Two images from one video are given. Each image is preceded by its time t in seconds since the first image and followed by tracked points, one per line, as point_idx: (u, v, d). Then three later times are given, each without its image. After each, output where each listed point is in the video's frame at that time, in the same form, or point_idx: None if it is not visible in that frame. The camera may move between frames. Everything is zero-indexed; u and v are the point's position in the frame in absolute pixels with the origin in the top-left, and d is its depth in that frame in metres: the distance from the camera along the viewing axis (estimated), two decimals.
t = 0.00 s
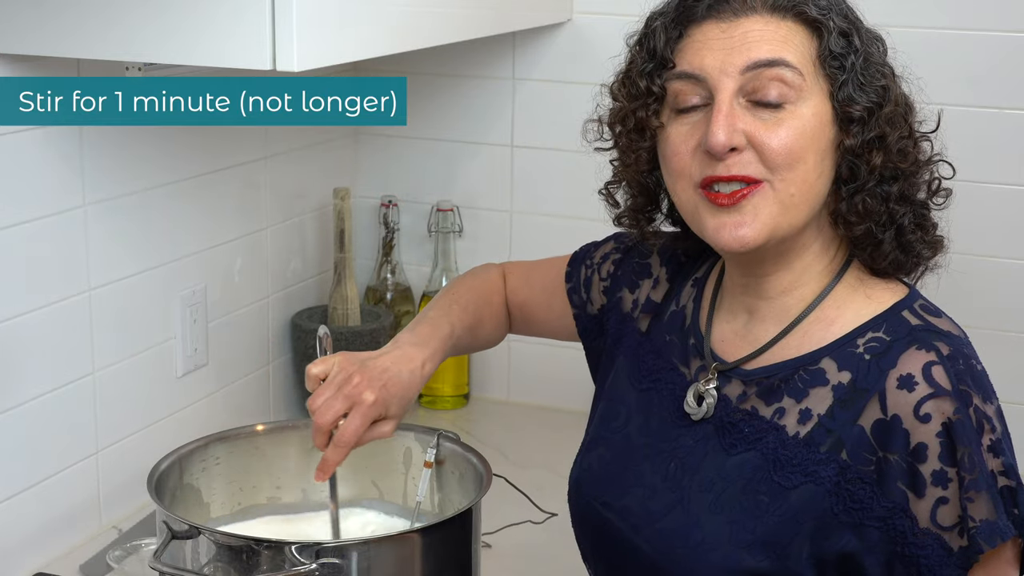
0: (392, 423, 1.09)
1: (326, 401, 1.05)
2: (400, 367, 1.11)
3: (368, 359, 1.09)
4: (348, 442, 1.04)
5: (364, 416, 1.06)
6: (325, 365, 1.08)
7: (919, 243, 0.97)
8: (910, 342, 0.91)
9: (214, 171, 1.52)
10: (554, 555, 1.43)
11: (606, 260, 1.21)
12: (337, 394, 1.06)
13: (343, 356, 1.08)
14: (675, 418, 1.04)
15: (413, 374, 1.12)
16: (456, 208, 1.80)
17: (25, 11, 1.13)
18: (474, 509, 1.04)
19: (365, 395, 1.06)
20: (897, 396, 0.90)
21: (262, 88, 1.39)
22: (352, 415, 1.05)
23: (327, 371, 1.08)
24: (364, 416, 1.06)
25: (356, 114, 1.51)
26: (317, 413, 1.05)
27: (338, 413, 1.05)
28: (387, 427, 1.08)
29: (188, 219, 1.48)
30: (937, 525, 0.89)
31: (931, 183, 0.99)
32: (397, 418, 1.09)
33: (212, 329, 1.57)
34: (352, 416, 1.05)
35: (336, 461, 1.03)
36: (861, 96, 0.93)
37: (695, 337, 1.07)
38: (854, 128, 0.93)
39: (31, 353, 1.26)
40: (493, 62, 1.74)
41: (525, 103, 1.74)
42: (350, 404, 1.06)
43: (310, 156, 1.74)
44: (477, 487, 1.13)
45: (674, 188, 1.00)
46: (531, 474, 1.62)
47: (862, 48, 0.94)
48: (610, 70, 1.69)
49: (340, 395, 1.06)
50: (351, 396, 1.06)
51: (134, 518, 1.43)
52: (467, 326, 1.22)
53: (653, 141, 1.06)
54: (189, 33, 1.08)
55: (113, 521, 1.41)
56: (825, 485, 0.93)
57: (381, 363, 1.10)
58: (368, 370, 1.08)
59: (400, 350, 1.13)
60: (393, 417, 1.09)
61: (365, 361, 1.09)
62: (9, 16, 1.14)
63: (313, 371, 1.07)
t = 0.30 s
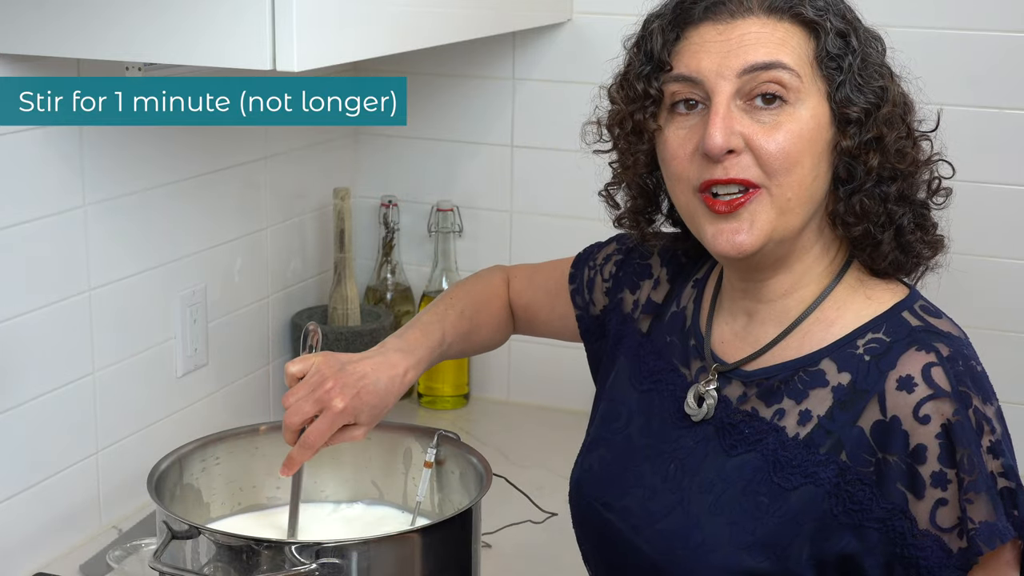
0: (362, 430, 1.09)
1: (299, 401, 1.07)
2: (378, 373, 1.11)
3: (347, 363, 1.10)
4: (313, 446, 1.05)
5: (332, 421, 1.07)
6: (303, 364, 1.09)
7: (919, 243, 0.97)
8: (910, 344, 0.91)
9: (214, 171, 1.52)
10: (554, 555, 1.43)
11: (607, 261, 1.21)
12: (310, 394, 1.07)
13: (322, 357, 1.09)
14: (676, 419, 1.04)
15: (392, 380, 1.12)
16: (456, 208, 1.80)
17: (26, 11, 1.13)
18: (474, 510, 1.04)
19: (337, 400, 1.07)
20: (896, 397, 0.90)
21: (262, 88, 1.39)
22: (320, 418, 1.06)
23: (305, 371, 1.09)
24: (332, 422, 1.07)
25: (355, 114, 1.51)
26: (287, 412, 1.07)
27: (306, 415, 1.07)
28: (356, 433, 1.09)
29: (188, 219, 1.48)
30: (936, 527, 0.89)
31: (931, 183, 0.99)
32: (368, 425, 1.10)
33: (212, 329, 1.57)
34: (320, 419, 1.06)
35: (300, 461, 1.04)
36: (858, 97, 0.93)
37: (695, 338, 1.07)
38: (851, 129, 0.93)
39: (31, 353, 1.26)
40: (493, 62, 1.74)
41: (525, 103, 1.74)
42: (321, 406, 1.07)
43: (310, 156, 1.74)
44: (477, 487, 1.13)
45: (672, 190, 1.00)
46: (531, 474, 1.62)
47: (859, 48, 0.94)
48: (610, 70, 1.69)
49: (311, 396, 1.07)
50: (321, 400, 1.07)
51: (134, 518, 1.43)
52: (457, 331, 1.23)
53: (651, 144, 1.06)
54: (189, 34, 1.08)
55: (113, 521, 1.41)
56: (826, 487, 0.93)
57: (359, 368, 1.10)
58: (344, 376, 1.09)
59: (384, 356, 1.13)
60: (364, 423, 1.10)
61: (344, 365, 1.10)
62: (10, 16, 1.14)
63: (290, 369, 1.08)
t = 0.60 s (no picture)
0: (337, 431, 1.11)
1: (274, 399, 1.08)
2: (356, 376, 1.12)
3: (326, 364, 1.11)
4: (287, 444, 1.07)
5: (307, 420, 1.08)
6: (282, 362, 1.11)
7: (923, 245, 0.97)
8: (915, 344, 0.91)
9: (214, 171, 1.52)
10: (554, 555, 1.43)
11: (609, 261, 1.21)
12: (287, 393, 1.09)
13: (301, 357, 1.11)
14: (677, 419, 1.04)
15: (369, 385, 1.13)
16: (455, 208, 1.80)
17: (26, 11, 1.13)
18: (474, 509, 1.04)
19: (312, 400, 1.08)
20: (901, 396, 0.90)
21: (262, 88, 1.39)
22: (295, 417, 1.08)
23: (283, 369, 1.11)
24: (307, 421, 1.08)
25: (356, 114, 1.52)
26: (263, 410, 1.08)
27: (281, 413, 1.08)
28: (330, 434, 1.10)
29: (188, 219, 1.48)
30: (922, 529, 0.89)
31: (937, 184, 0.99)
32: (343, 426, 1.11)
33: (212, 329, 1.57)
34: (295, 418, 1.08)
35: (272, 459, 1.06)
36: (865, 98, 0.93)
37: (699, 339, 1.07)
38: (856, 131, 0.93)
39: (31, 353, 1.26)
40: (493, 62, 1.74)
41: (525, 103, 1.74)
42: (297, 405, 1.08)
43: (310, 156, 1.74)
44: (477, 487, 1.13)
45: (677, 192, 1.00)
46: (531, 474, 1.62)
47: (866, 49, 0.94)
48: (610, 70, 1.69)
49: (286, 394, 1.08)
50: (297, 398, 1.08)
51: (134, 518, 1.43)
52: (443, 337, 1.23)
53: (657, 143, 1.06)
54: (190, 33, 1.08)
55: (112, 521, 1.41)
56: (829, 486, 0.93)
57: (336, 370, 1.11)
58: (321, 376, 1.10)
59: (361, 359, 1.14)
60: (338, 425, 1.11)
61: (322, 366, 1.11)
62: (10, 16, 1.14)
63: (269, 367, 1.10)
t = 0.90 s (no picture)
0: (318, 455, 1.13)
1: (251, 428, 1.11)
2: (333, 400, 1.14)
3: (302, 388, 1.13)
4: (265, 472, 1.10)
5: (285, 447, 1.11)
6: (258, 389, 1.13)
7: (937, 247, 0.98)
8: (923, 340, 0.91)
9: (214, 171, 1.52)
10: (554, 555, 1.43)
11: (608, 266, 1.21)
12: (264, 421, 1.12)
13: (275, 385, 1.13)
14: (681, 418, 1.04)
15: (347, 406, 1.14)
16: (456, 208, 1.80)
17: (25, 11, 1.13)
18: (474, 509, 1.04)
19: (288, 426, 1.11)
20: (904, 386, 0.90)
21: (262, 88, 1.40)
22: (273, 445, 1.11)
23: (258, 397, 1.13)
24: (285, 448, 1.11)
25: (355, 115, 1.53)
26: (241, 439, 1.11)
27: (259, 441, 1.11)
28: (311, 459, 1.12)
29: (188, 219, 1.48)
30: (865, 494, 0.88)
31: (951, 187, 1.00)
32: (323, 450, 1.13)
33: (212, 329, 1.57)
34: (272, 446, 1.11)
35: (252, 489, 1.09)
36: (886, 99, 0.93)
37: (705, 339, 1.07)
38: (877, 132, 0.94)
39: (31, 353, 1.26)
40: (493, 62, 1.74)
41: (525, 103, 1.74)
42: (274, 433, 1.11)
43: (310, 156, 1.74)
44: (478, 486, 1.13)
45: (696, 186, 1.00)
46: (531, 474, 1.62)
47: (888, 50, 0.95)
48: (610, 70, 1.69)
49: (263, 423, 1.11)
50: (275, 425, 1.11)
51: (134, 518, 1.43)
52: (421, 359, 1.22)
53: (675, 137, 1.06)
54: (190, 34, 1.08)
55: (112, 521, 1.41)
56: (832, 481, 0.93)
57: (313, 394, 1.13)
58: (298, 401, 1.12)
59: (335, 381, 1.14)
60: (318, 448, 1.13)
61: (298, 391, 1.13)
62: (9, 17, 1.14)
63: (243, 396, 1.12)
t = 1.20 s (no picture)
0: (357, 459, 1.12)
1: (290, 439, 1.09)
2: (361, 401, 1.14)
3: (330, 394, 1.13)
4: (314, 480, 1.08)
5: (328, 452, 1.10)
6: (288, 401, 1.11)
7: (936, 246, 0.98)
8: (922, 338, 0.91)
9: (215, 171, 1.52)
10: (554, 555, 1.43)
11: (607, 269, 1.21)
12: (301, 430, 1.10)
13: (304, 394, 1.12)
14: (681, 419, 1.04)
15: (374, 408, 1.15)
16: (456, 208, 1.80)
17: (26, 11, 1.13)
18: (474, 509, 1.04)
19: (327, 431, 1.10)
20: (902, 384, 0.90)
21: (262, 88, 1.40)
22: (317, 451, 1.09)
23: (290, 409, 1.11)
24: (329, 453, 1.10)
25: (356, 114, 1.53)
26: (281, 452, 1.09)
27: (301, 450, 1.09)
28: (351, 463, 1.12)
29: (188, 219, 1.48)
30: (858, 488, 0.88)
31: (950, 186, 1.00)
32: (361, 453, 1.13)
33: (212, 329, 1.57)
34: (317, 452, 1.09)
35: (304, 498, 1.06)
36: (884, 99, 0.94)
37: (705, 340, 1.07)
38: (876, 132, 0.94)
39: (31, 353, 1.26)
40: (493, 61, 1.74)
41: (525, 102, 1.74)
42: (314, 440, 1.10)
43: (310, 156, 1.74)
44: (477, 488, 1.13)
45: (696, 188, 1.00)
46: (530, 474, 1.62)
47: (885, 50, 0.95)
48: (610, 70, 1.69)
49: (302, 431, 1.10)
50: (316, 431, 1.10)
51: (134, 518, 1.44)
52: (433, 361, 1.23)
53: (673, 139, 1.06)
54: (190, 34, 1.08)
55: (112, 521, 1.41)
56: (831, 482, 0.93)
57: (342, 399, 1.13)
58: (330, 406, 1.12)
59: (359, 385, 1.15)
60: (357, 453, 1.13)
61: (327, 397, 1.12)
62: (10, 17, 1.14)
63: (276, 408, 1.11)
